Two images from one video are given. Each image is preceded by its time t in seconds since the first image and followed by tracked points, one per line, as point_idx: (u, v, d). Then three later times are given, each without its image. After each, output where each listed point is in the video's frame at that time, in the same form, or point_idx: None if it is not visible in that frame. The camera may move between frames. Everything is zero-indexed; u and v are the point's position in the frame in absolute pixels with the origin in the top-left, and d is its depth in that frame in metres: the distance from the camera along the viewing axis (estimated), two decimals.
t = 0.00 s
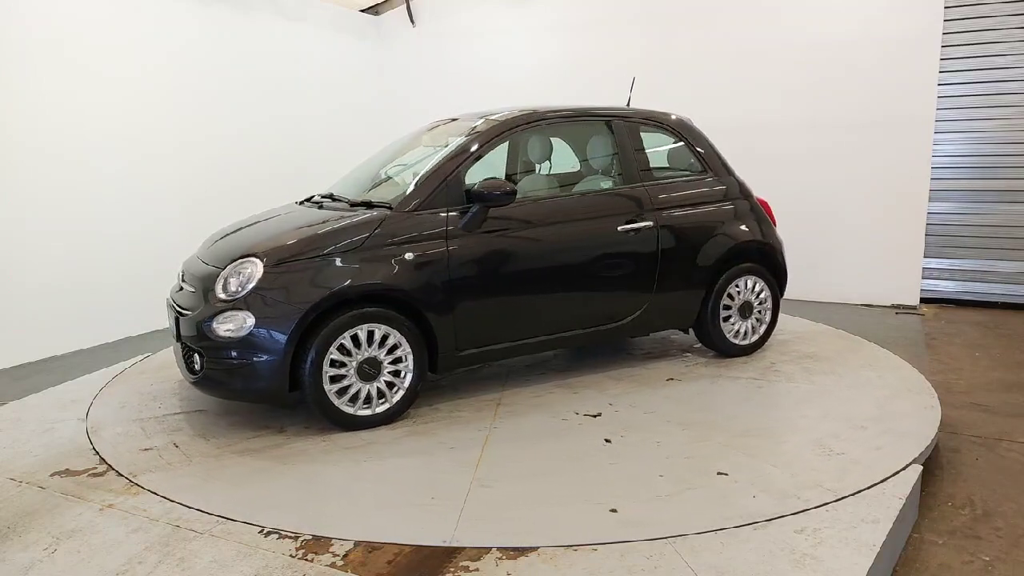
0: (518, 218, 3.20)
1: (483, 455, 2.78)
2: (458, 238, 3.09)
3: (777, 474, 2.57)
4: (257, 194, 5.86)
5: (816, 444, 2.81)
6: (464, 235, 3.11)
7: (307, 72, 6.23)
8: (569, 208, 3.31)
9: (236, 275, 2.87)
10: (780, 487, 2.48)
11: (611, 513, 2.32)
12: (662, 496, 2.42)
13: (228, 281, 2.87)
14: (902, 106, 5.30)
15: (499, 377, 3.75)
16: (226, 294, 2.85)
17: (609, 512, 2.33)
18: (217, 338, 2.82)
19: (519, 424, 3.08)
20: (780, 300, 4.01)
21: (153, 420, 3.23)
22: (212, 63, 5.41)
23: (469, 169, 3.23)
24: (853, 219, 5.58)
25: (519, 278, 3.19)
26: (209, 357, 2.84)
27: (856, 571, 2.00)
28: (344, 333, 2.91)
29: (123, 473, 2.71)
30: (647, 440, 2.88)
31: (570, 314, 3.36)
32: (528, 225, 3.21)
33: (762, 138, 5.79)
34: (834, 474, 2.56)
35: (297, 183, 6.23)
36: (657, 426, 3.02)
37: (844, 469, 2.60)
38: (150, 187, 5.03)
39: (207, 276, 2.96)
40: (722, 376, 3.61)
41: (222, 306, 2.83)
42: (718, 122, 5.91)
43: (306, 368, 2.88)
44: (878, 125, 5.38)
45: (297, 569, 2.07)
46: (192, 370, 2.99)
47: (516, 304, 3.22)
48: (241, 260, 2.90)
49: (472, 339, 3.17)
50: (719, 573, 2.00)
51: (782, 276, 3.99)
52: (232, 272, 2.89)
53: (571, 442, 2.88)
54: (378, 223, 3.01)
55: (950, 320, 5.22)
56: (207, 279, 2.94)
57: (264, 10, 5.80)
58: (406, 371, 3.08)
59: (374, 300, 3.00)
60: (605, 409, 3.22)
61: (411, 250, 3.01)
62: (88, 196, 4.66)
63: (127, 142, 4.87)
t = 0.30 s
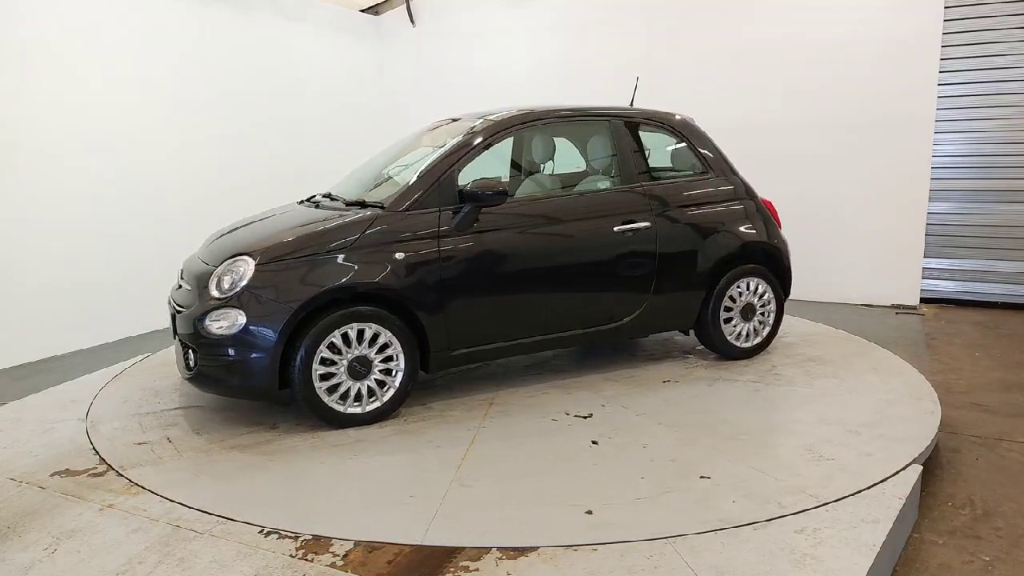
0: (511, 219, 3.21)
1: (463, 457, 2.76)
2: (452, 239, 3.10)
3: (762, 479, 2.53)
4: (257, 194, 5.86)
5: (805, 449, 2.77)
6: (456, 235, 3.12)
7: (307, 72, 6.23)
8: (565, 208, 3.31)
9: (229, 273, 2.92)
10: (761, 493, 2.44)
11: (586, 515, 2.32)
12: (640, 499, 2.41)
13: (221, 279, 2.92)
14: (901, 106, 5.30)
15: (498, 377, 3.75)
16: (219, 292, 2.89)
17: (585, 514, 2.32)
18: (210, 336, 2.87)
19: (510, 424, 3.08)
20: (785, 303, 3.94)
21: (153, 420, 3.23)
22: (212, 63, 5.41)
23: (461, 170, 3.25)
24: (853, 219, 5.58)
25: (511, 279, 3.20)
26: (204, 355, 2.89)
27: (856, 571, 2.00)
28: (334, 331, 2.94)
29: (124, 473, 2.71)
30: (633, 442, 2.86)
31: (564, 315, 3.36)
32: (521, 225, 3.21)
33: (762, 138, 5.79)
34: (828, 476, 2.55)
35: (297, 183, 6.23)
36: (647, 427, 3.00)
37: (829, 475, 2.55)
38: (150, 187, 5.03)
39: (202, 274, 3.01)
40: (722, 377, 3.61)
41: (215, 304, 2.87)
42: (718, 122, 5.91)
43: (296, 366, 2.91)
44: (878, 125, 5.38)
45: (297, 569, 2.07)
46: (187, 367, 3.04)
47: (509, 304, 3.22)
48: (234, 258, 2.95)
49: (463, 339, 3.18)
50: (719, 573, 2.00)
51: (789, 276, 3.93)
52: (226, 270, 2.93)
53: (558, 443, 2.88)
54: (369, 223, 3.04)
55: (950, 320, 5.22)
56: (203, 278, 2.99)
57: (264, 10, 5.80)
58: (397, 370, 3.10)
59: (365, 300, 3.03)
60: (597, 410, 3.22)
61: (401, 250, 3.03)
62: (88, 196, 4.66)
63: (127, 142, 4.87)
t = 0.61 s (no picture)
0: (505, 219, 3.22)
1: (451, 457, 2.76)
2: (444, 239, 3.12)
3: (744, 484, 2.51)
4: (256, 194, 5.86)
5: (792, 455, 2.72)
6: (448, 234, 3.13)
7: (307, 72, 6.23)
8: (561, 207, 3.31)
9: (222, 272, 2.95)
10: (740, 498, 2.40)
11: (561, 516, 2.32)
12: (617, 502, 2.40)
13: (216, 277, 2.95)
14: (901, 106, 5.30)
15: (498, 377, 3.75)
16: (213, 290, 2.93)
17: (559, 515, 2.32)
18: (203, 333, 2.90)
19: (502, 425, 3.08)
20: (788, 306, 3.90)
21: (153, 420, 3.23)
22: (212, 63, 5.41)
23: (455, 170, 3.25)
24: (853, 219, 5.59)
25: (504, 279, 3.20)
26: (199, 352, 2.92)
27: (856, 571, 2.00)
28: (325, 330, 2.96)
29: (124, 473, 2.71)
30: (620, 444, 2.85)
31: (559, 316, 3.35)
32: (515, 225, 3.22)
33: (762, 138, 5.79)
34: (818, 480, 2.52)
35: (297, 183, 6.23)
36: (637, 430, 2.99)
37: (812, 482, 2.51)
38: (150, 187, 5.03)
39: (198, 273, 3.04)
40: (722, 377, 3.61)
41: (208, 301, 2.91)
42: (718, 122, 5.90)
43: (287, 364, 2.94)
44: (877, 126, 5.39)
45: (297, 569, 2.07)
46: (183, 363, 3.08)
47: (501, 304, 3.22)
48: (228, 257, 2.98)
49: (454, 338, 3.19)
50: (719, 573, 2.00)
51: (793, 280, 3.90)
52: (220, 269, 2.97)
53: (546, 444, 2.88)
54: (360, 223, 3.06)
55: (950, 319, 5.22)
56: (199, 275, 3.03)
57: (264, 10, 5.80)
58: (388, 369, 3.12)
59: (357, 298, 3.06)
60: (589, 412, 3.20)
61: (393, 249, 3.05)
62: (88, 197, 4.66)
63: (127, 142, 4.87)
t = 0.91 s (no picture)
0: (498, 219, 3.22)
1: (437, 458, 2.77)
2: (434, 239, 3.14)
3: (720, 488, 2.48)
4: (256, 194, 5.86)
5: (780, 461, 2.68)
6: (439, 235, 3.15)
7: (307, 72, 6.23)
8: (556, 207, 3.31)
9: (216, 271, 3.01)
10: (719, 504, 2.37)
11: (532, 517, 2.32)
12: (590, 504, 2.39)
13: (209, 276, 3.01)
14: (901, 105, 5.30)
15: (499, 377, 3.76)
16: (207, 288, 2.99)
17: (530, 516, 2.32)
18: (196, 330, 2.96)
19: (493, 425, 3.09)
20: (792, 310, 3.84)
21: (153, 420, 3.23)
22: (212, 62, 5.41)
23: (448, 170, 3.27)
24: (853, 219, 5.59)
25: (495, 279, 3.21)
26: (193, 349, 2.98)
27: (856, 571, 2.00)
28: (314, 328, 3.00)
29: (124, 473, 2.71)
30: (604, 446, 2.84)
31: (551, 317, 3.35)
32: (507, 225, 3.22)
33: (762, 138, 5.79)
34: (811, 483, 2.50)
35: (297, 183, 6.22)
36: (624, 432, 2.97)
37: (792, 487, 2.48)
38: (151, 187, 5.04)
39: (194, 270, 3.11)
40: (721, 377, 3.61)
41: (201, 300, 2.96)
42: (718, 122, 5.90)
43: (278, 361, 2.98)
44: (877, 125, 5.39)
45: (297, 569, 2.06)
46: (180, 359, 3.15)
47: (493, 304, 3.23)
48: (222, 255, 3.05)
49: (445, 338, 3.21)
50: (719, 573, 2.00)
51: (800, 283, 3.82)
52: (214, 267, 3.03)
53: (532, 444, 2.88)
54: (352, 222, 3.09)
55: (950, 320, 5.22)
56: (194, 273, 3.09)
57: (264, 10, 5.80)
58: (379, 366, 3.15)
59: (348, 296, 3.09)
60: (579, 413, 3.20)
61: (383, 248, 3.08)
62: (88, 197, 4.67)
63: (127, 142, 4.87)
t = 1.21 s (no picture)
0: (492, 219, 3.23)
1: (422, 459, 2.76)
2: (429, 239, 3.15)
3: (701, 492, 2.45)
4: (256, 194, 5.85)
5: (768, 465, 2.65)
6: (431, 234, 3.16)
7: (307, 72, 6.23)
8: (550, 207, 3.31)
9: (212, 269, 3.06)
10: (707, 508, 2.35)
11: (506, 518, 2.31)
12: (565, 506, 2.38)
13: (205, 274, 3.07)
14: (901, 105, 5.30)
15: (499, 377, 3.76)
16: (202, 286, 3.04)
17: (505, 518, 2.32)
18: (192, 327, 3.01)
19: (484, 425, 3.09)
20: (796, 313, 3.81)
21: (153, 420, 3.23)
22: (212, 62, 5.41)
23: (441, 170, 3.28)
24: (853, 219, 5.59)
25: (486, 279, 3.22)
26: (189, 346, 3.03)
27: (856, 571, 2.00)
28: (306, 326, 3.03)
29: (124, 473, 2.71)
30: (589, 447, 2.84)
31: (545, 317, 3.35)
32: (501, 225, 3.23)
33: (762, 138, 5.79)
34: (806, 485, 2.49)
35: (297, 183, 6.22)
36: (613, 434, 2.95)
37: (777, 491, 2.46)
38: (150, 187, 5.04)
39: (192, 268, 3.17)
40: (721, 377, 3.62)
41: (197, 297, 3.02)
42: (719, 122, 5.90)
43: (270, 358, 3.02)
44: (877, 125, 5.39)
45: (297, 569, 2.06)
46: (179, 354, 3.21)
47: (486, 304, 3.24)
48: (219, 253, 3.10)
49: (437, 337, 3.23)
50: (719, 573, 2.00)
51: (803, 284, 3.78)
52: (210, 265, 3.08)
53: (519, 445, 2.88)
54: (344, 221, 3.12)
55: (950, 320, 5.22)
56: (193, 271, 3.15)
57: (264, 10, 5.80)
58: (370, 365, 3.18)
59: (340, 295, 3.12)
60: (570, 415, 3.19)
61: (376, 247, 3.10)
62: (88, 197, 4.66)
63: (126, 142, 4.87)
